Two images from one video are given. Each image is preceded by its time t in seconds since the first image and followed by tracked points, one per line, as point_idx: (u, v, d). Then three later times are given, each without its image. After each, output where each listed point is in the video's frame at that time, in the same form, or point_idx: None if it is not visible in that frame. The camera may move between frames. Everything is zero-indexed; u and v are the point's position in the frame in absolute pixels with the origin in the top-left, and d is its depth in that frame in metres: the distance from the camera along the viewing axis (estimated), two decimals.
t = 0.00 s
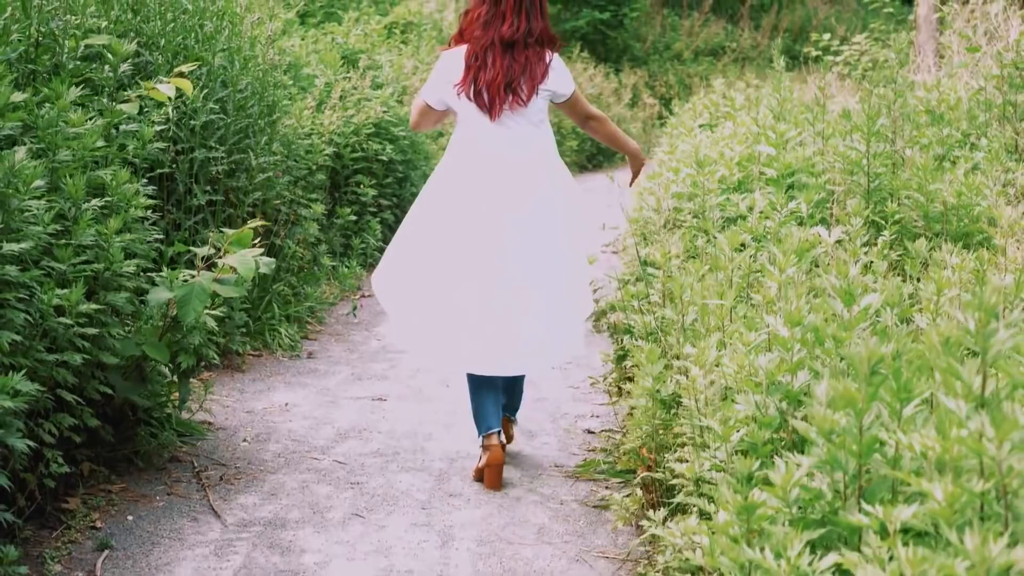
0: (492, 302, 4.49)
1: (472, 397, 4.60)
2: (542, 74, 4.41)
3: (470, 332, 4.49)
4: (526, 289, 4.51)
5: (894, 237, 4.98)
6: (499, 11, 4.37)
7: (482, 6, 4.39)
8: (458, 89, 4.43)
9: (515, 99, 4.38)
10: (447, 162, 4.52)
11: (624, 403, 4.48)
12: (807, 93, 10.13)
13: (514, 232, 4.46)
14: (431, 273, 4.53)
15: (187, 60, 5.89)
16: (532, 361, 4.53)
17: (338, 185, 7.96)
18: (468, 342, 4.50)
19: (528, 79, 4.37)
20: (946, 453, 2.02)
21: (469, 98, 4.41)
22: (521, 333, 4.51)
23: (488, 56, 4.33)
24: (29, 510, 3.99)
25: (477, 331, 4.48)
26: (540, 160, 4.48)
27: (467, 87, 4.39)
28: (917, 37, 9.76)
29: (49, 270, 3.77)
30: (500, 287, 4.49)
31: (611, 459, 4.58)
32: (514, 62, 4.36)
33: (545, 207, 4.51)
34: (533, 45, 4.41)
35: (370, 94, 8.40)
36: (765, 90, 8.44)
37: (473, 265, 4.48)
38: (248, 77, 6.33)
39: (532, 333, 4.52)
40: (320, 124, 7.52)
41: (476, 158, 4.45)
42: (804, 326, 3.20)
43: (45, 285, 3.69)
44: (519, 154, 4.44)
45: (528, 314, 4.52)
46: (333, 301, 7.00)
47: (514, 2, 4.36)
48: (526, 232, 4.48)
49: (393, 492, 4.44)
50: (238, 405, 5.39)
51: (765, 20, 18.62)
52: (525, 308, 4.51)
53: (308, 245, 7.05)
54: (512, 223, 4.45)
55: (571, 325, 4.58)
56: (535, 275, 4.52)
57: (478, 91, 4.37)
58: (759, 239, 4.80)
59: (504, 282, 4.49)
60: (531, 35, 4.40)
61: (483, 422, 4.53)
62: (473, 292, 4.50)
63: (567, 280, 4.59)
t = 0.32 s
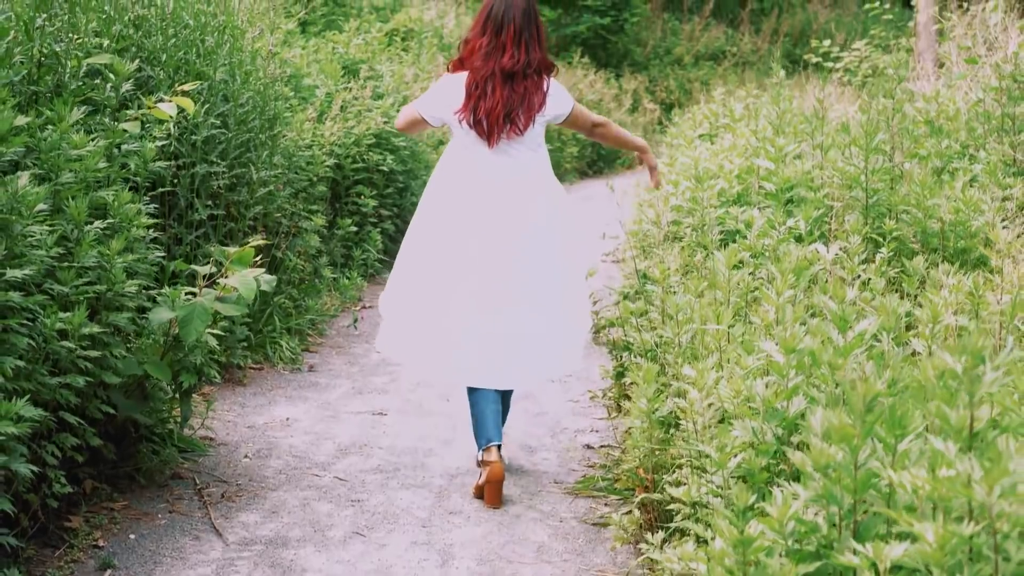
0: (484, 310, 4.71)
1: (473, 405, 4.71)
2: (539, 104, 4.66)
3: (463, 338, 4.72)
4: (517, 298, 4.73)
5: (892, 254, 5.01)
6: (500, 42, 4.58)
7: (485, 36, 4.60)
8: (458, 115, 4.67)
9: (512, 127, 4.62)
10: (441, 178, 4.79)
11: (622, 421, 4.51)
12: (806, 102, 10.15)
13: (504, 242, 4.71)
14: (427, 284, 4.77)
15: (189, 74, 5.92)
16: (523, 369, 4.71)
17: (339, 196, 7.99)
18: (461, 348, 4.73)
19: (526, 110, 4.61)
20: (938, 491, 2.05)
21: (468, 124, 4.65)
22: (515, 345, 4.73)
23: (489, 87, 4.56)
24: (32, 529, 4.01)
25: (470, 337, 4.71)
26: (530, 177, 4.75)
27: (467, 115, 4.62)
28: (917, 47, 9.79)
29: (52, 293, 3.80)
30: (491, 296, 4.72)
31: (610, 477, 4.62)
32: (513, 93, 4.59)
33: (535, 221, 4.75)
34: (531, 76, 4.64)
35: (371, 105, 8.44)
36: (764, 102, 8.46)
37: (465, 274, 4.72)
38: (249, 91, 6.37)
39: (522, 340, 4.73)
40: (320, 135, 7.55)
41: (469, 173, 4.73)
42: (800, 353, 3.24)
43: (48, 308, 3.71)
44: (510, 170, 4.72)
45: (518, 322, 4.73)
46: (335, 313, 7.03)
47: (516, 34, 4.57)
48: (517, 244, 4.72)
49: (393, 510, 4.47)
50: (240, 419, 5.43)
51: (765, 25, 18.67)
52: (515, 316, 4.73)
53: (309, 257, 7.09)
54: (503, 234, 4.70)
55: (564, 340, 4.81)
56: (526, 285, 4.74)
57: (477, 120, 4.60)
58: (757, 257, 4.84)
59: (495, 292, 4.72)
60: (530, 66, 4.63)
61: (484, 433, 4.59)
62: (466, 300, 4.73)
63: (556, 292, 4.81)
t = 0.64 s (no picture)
0: (481, 316, 4.82)
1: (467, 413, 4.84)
2: (540, 125, 4.82)
3: (460, 342, 4.82)
4: (512, 304, 4.85)
5: (890, 272, 5.04)
6: (504, 64, 4.72)
7: (489, 59, 4.74)
8: (461, 134, 4.81)
9: (513, 147, 4.77)
10: (441, 187, 4.91)
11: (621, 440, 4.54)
12: (806, 111, 10.17)
13: (502, 249, 4.83)
14: (426, 294, 4.87)
15: (190, 90, 5.95)
16: (517, 375, 4.82)
17: (340, 207, 8.02)
18: (459, 353, 4.82)
19: (526, 131, 4.77)
20: (931, 531, 2.08)
21: (470, 144, 4.79)
22: (513, 355, 4.83)
23: (493, 109, 4.70)
24: (35, 548, 4.00)
25: (467, 342, 4.82)
26: (528, 186, 4.87)
27: (471, 136, 4.76)
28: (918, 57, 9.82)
29: (56, 315, 3.83)
30: (489, 308, 4.82)
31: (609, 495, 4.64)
32: (516, 115, 4.74)
33: (532, 228, 4.87)
34: (533, 97, 4.79)
35: (372, 115, 8.47)
36: (764, 113, 8.48)
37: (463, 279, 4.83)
38: (251, 105, 6.40)
39: (516, 347, 4.83)
40: (321, 147, 7.59)
41: (469, 181, 4.86)
42: (797, 380, 3.26)
43: (52, 330, 3.73)
44: (508, 179, 4.85)
45: (512, 328, 4.84)
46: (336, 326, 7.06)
47: (519, 56, 4.72)
48: (514, 250, 4.84)
49: (393, 528, 4.49)
50: (242, 434, 5.45)
51: (766, 30, 18.69)
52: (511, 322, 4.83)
53: (310, 270, 7.12)
54: (501, 245, 4.82)
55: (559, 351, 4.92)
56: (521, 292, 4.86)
57: (480, 141, 4.74)
58: (756, 277, 4.87)
59: (491, 297, 4.83)
60: (532, 88, 4.77)
61: (474, 435, 4.73)
62: (463, 304, 4.83)
63: (551, 302, 4.93)
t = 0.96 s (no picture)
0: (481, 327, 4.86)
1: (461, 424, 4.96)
2: (543, 139, 4.85)
3: (461, 354, 4.86)
4: (513, 315, 4.88)
5: (889, 287, 5.06)
6: (508, 80, 4.78)
7: (493, 75, 4.80)
8: (466, 148, 4.85)
9: (517, 161, 4.81)
10: (443, 202, 4.95)
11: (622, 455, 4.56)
12: (806, 118, 10.18)
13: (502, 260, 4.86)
14: (427, 308, 4.91)
15: (192, 103, 5.98)
16: (519, 387, 4.85)
17: (341, 217, 8.05)
18: (459, 364, 4.86)
19: (530, 145, 4.80)
20: (925, 563, 2.11)
21: (475, 157, 4.84)
22: (514, 369, 4.85)
23: (498, 123, 4.74)
24: (38, 565, 4.03)
25: (468, 353, 4.86)
26: (529, 200, 4.90)
27: (476, 149, 4.80)
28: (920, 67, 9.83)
29: (60, 335, 3.86)
30: (490, 321, 4.86)
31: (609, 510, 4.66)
32: (521, 130, 4.78)
33: (532, 239, 4.89)
34: (537, 112, 4.84)
35: (374, 125, 8.50)
36: (764, 123, 8.50)
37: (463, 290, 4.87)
38: (253, 118, 6.42)
39: (518, 361, 4.86)
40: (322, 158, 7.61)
41: (470, 195, 4.89)
42: (796, 404, 3.29)
43: (56, 350, 3.75)
44: (509, 191, 4.89)
45: (513, 338, 4.87)
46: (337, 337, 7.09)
47: (522, 72, 4.78)
48: (515, 264, 4.86)
49: (395, 543, 4.52)
50: (244, 447, 5.48)
51: (767, 34, 18.71)
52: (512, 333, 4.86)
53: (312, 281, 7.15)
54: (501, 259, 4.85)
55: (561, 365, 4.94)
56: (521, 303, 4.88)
57: (485, 155, 4.79)
58: (756, 292, 4.89)
59: (492, 309, 4.87)
60: (536, 103, 4.83)
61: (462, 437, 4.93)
62: (463, 317, 4.87)
63: (553, 316, 4.95)
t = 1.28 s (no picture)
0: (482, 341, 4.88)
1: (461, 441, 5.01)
2: (544, 152, 4.89)
3: (464, 368, 4.89)
4: (515, 328, 4.91)
5: (887, 303, 5.09)
6: (505, 96, 4.82)
7: (490, 92, 4.84)
8: (469, 162, 4.89)
9: (520, 175, 4.84)
10: (445, 218, 4.99)
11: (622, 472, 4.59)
12: (805, 125, 10.20)
13: (503, 274, 4.90)
14: (430, 323, 4.95)
15: (194, 118, 6.00)
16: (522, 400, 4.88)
17: (343, 227, 8.09)
18: (462, 378, 4.89)
19: (532, 159, 4.84)
20: None
21: (478, 172, 4.88)
22: (517, 383, 4.87)
23: (499, 138, 4.78)
24: None
25: (471, 367, 4.88)
26: (530, 215, 4.93)
27: (479, 163, 4.84)
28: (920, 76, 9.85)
29: (64, 357, 3.89)
30: (493, 336, 4.89)
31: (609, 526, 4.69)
32: (523, 144, 4.81)
33: (533, 252, 4.92)
34: (537, 126, 4.88)
35: (375, 135, 8.53)
36: (764, 133, 8.53)
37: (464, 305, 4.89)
38: (255, 131, 6.44)
39: (520, 374, 4.88)
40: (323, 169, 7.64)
41: (472, 211, 4.93)
42: (794, 428, 3.31)
43: (62, 373, 3.78)
44: (511, 206, 4.91)
45: (515, 352, 4.89)
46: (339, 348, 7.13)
47: (518, 89, 4.82)
48: (517, 279, 4.90)
49: (396, 559, 4.55)
50: (247, 462, 5.51)
51: (767, 38, 18.74)
52: (513, 346, 4.88)
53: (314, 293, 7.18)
54: (503, 274, 4.88)
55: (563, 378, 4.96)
56: (523, 315, 4.91)
57: (488, 168, 4.83)
58: (755, 309, 4.92)
59: (494, 324, 4.89)
60: (535, 117, 4.86)
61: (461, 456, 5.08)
62: (466, 332, 4.90)
63: (555, 329, 4.97)
